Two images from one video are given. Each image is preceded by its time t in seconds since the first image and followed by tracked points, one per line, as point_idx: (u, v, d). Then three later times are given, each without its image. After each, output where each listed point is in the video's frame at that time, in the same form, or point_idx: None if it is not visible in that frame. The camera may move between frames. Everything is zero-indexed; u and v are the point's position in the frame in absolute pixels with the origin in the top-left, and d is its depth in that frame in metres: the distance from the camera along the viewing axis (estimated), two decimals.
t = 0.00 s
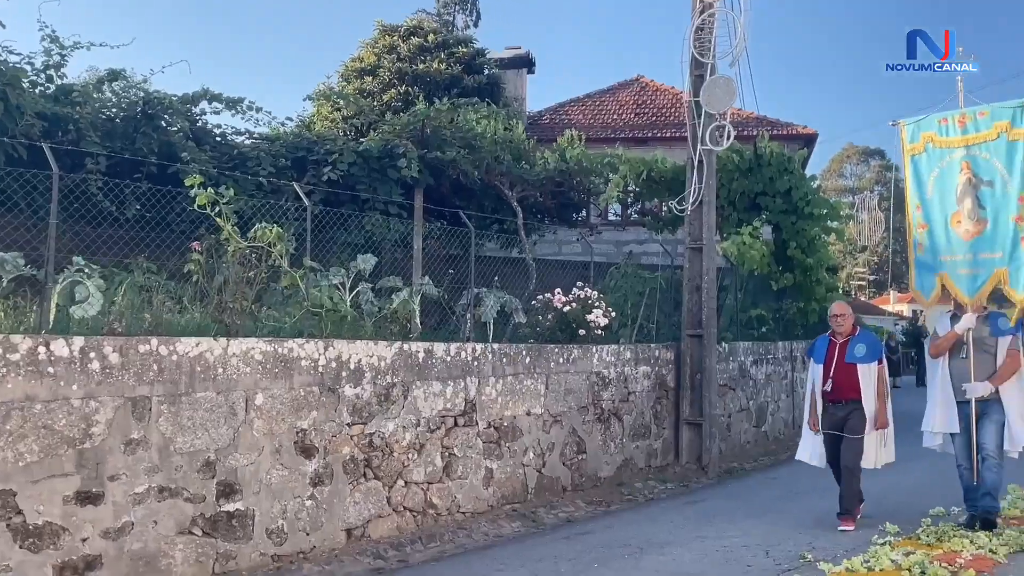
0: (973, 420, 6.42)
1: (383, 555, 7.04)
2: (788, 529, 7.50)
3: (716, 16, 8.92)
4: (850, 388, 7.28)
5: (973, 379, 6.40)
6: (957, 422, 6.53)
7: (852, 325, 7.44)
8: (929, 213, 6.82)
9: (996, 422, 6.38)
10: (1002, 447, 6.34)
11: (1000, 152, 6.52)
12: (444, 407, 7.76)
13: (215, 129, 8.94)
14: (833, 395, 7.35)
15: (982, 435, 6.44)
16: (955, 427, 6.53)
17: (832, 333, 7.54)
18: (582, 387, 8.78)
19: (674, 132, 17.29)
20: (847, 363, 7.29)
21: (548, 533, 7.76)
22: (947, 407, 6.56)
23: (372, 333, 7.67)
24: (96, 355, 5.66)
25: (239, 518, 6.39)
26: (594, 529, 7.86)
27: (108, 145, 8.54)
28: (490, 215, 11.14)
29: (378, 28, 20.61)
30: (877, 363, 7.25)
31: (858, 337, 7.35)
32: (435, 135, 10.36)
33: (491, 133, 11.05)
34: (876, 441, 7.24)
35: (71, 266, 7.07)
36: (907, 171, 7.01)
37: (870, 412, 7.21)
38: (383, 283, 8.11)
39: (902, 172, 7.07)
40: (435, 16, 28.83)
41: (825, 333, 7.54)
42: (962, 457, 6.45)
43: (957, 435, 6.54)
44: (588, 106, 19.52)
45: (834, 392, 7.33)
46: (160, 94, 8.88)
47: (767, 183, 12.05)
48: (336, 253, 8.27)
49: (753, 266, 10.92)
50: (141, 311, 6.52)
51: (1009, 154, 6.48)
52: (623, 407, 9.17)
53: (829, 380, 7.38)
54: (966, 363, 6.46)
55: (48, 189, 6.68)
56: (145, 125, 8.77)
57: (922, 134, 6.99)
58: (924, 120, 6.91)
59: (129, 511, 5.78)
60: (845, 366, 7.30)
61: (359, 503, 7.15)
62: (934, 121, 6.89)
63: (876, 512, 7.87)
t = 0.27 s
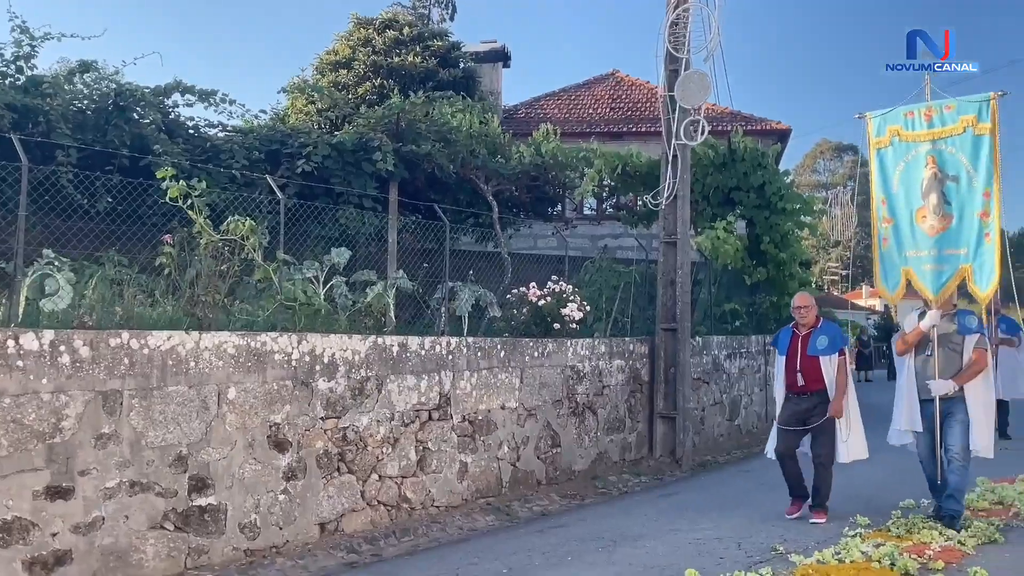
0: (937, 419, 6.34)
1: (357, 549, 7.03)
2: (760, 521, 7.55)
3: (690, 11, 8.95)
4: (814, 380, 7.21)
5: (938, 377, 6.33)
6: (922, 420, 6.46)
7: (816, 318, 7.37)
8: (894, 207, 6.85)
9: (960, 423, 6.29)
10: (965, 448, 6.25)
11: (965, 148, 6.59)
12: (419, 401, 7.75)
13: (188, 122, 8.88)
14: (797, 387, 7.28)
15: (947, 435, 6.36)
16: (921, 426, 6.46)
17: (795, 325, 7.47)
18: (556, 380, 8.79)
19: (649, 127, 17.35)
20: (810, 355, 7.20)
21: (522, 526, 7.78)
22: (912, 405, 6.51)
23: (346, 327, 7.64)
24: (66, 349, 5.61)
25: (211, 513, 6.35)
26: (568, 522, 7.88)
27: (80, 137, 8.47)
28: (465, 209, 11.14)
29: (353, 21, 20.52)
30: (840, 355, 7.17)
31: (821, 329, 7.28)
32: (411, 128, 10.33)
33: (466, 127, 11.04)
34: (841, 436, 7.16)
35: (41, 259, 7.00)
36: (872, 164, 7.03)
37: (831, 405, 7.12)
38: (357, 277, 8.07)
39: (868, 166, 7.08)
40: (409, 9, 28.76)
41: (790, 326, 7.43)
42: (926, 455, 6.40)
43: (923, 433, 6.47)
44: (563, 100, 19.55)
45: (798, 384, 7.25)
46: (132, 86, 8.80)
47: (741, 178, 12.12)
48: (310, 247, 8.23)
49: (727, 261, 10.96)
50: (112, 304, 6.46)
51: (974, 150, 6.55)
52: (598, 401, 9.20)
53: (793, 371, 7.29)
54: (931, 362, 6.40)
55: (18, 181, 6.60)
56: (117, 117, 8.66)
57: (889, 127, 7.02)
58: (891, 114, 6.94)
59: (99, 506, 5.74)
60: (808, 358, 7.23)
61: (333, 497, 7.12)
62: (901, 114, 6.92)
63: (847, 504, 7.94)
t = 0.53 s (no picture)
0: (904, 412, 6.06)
1: (330, 547, 7.00)
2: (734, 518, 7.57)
3: (664, 9, 8.97)
4: (771, 380, 6.90)
5: (905, 369, 6.05)
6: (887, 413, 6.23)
7: (773, 319, 7.11)
8: (859, 199, 6.62)
9: (928, 416, 6.02)
10: (933, 443, 5.97)
11: (929, 135, 6.30)
12: (392, 399, 7.73)
13: (160, 118, 8.81)
14: (753, 388, 6.96)
15: (914, 429, 6.08)
16: (885, 419, 6.22)
17: (752, 327, 7.19)
18: (530, 377, 8.80)
19: (623, 125, 17.40)
20: (767, 356, 6.90)
21: (496, 524, 7.77)
22: (877, 399, 6.27)
23: (318, 324, 7.61)
24: (35, 347, 5.54)
25: (183, 511, 6.31)
26: (542, 519, 7.89)
27: (49, 133, 8.40)
28: (439, 206, 11.13)
29: (327, 17, 20.43)
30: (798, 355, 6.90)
31: (779, 329, 7.01)
32: (384, 125, 10.31)
33: (440, 124, 11.03)
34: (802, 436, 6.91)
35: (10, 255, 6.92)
36: (837, 155, 6.77)
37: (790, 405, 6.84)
38: (330, 274, 8.04)
39: (832, 156, 6.84)
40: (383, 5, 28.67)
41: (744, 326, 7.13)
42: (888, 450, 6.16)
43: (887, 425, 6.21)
44: (538, 97, 19.57)
45: (755, 384, 6.94)
46: (103, 82, 8.71)
47: (715, 176, 12.15)
48: (283, 244, 8.21)
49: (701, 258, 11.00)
50: (81, 302, 6.40)
51: (937, 137, 6.26)
52: (571, 398, 9.21)
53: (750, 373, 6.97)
54: (899, 353, 6.15)
55: None
56: (87, 113, 8.57)
57: (853, 116, 6.73)
58: (854, 103, 6.65)
59: (69, 505, 5.68)
60: (766, 359, 6.92)
61: (306, 495, 7.08)
62: (864, 103, 6.62)
63: (817, 500, 8.00)
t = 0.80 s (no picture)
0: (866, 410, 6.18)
1: (299, 543, 6.97)
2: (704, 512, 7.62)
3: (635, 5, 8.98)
4: (723, 376, 6.71)
5: (865, 366, 6.16)
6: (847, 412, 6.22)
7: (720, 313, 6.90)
8: (817, 194, 6.55)
9: (888, 412, 6.18)
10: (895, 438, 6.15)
11: (886, 129, 6.32)
12: (363, 394, 7.70)
13: (128, 112, 8.73)
14: (704, 383, 6.73)
15: (875, 426, 6.23)
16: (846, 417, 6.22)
17: (697, 320, 6.94)
18: (502, 372, 8.81)
19: (595, 121, 17.43)
20: (718, 350, 6.71)
21: (467, 519, 7.77)
22: (838, 397, 6.24)
23: (288, 319, 7.57)
24: None
25: (151, 508, 6.26)
26: (513, 514, 7.91)
27: (14, 126, 8.33)
28: (410, 201, 11.12)
29: (297, 11, 20.27)
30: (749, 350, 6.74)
31: (728, 323, 6.80)
32: (355, 120, 10.31)
33: (412, 119, 11.00)
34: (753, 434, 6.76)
35: None
36: (794, 150, 6.70)
37: (745, 402, 6.71)
38: (300, 269, 7.99)
39: (789, 151, 6.79)
40: None
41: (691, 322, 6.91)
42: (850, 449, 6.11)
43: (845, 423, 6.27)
44: (509, 92, 19.56)
45: (707, 380, 6.71)
46: (69, 75, 8.61)
47: (685, 172, 12.29)
48: (252, 238, 8.18)
49: (671, 253, 11.08)
50: (47, 297, 6.33)
51: (895, 131, 6.29)
52: (543, 393, 9.23)
53: (701, 369, 6.75)
54: (858, 350, 6.24)
55: None
56: (53, 107, 8.50)
57: (809, 111, 6.69)
58: (811, 97, 6.61)
59: (34, 502, 5.62)
60: (716, 354, 6.73)
61: (275, 491, 7.04)
62: (820, 97, 6.60)
63: (787, 493, 8.07)
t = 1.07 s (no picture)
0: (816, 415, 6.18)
1: (267, 542, 6.91)
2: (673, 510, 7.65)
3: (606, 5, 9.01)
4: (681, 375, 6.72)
5: (814, 369, 6.14)
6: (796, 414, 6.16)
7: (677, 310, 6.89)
8: (769, 197, 6.58)
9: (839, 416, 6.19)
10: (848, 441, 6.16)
11: (839, 132, 6.28)
12: (332, 393, 7.65)
13: (95, 108, 8.64)
14: (663, 383, 6.75)
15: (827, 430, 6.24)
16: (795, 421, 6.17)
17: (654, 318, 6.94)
18: (472, 371, 8.81)
19: (566, 120, 17.47)
20: (677, 349, 6.72)
21: (437, 518, 7.76)
22: (787, 400, 6.19)
23: (257, 318, 7.51)
24: None
25: (117, 508, 6.19)
26: (482, 512, 7.90)
27: None
28: (381, 199, 11.10)
29: (266, 8, 20.11)
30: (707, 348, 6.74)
31: (684, 321, 6.80)
32: (326, 117, 10.29)
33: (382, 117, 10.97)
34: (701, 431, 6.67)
35: None
36: (746, 152, 6.72)
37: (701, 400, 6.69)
38: (269, 267, 7.95)
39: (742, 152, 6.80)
40: None
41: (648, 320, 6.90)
42: (801, 452, 6.04)
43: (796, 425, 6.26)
44: (480, 91, 19.56)
45: (665, 380, 6.73)
46: (35, 70, 8.50)
47: (656, 171, 12.28)
48: (221, 236, 8.12)
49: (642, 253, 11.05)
50: (10, 294, 6.25)
51: (847, 134, 6.25)
52: (513, 392, 9.24)
53: (659, 368, 6.76)
54: (807, 352, 6.22)
55: None
56: (19, 102, 8.40)
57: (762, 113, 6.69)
58: (763, 99, 6.61)
59: None
60: (674, 352, 6.73)
61: (243, 491, 6.99)
62: (773, 99, 6.59)
63: (755, 490, 8.13)
